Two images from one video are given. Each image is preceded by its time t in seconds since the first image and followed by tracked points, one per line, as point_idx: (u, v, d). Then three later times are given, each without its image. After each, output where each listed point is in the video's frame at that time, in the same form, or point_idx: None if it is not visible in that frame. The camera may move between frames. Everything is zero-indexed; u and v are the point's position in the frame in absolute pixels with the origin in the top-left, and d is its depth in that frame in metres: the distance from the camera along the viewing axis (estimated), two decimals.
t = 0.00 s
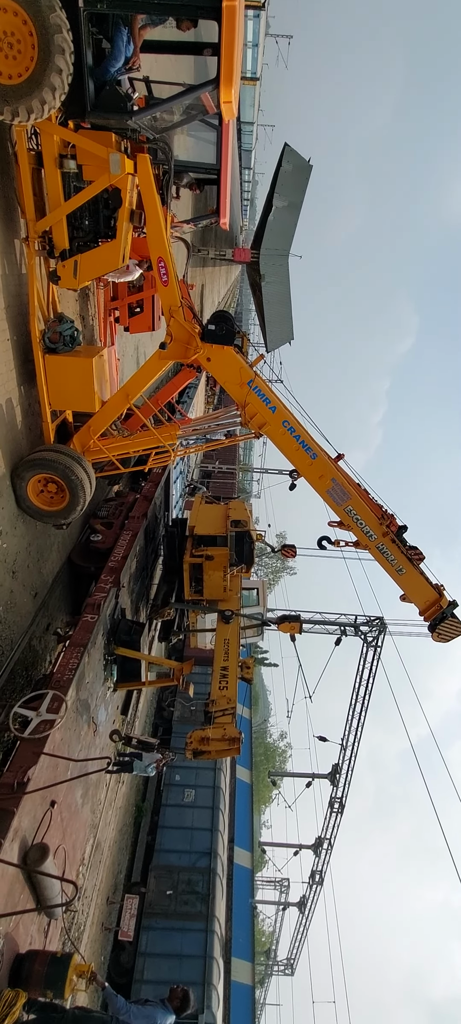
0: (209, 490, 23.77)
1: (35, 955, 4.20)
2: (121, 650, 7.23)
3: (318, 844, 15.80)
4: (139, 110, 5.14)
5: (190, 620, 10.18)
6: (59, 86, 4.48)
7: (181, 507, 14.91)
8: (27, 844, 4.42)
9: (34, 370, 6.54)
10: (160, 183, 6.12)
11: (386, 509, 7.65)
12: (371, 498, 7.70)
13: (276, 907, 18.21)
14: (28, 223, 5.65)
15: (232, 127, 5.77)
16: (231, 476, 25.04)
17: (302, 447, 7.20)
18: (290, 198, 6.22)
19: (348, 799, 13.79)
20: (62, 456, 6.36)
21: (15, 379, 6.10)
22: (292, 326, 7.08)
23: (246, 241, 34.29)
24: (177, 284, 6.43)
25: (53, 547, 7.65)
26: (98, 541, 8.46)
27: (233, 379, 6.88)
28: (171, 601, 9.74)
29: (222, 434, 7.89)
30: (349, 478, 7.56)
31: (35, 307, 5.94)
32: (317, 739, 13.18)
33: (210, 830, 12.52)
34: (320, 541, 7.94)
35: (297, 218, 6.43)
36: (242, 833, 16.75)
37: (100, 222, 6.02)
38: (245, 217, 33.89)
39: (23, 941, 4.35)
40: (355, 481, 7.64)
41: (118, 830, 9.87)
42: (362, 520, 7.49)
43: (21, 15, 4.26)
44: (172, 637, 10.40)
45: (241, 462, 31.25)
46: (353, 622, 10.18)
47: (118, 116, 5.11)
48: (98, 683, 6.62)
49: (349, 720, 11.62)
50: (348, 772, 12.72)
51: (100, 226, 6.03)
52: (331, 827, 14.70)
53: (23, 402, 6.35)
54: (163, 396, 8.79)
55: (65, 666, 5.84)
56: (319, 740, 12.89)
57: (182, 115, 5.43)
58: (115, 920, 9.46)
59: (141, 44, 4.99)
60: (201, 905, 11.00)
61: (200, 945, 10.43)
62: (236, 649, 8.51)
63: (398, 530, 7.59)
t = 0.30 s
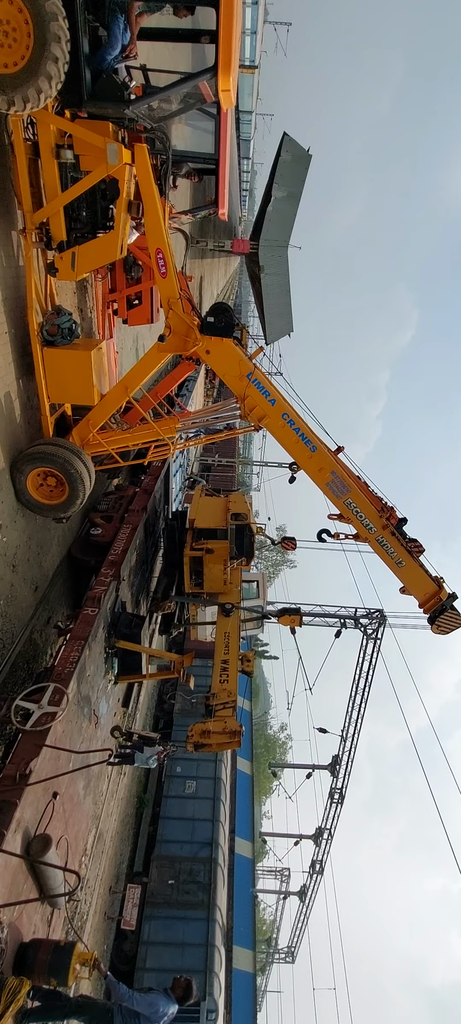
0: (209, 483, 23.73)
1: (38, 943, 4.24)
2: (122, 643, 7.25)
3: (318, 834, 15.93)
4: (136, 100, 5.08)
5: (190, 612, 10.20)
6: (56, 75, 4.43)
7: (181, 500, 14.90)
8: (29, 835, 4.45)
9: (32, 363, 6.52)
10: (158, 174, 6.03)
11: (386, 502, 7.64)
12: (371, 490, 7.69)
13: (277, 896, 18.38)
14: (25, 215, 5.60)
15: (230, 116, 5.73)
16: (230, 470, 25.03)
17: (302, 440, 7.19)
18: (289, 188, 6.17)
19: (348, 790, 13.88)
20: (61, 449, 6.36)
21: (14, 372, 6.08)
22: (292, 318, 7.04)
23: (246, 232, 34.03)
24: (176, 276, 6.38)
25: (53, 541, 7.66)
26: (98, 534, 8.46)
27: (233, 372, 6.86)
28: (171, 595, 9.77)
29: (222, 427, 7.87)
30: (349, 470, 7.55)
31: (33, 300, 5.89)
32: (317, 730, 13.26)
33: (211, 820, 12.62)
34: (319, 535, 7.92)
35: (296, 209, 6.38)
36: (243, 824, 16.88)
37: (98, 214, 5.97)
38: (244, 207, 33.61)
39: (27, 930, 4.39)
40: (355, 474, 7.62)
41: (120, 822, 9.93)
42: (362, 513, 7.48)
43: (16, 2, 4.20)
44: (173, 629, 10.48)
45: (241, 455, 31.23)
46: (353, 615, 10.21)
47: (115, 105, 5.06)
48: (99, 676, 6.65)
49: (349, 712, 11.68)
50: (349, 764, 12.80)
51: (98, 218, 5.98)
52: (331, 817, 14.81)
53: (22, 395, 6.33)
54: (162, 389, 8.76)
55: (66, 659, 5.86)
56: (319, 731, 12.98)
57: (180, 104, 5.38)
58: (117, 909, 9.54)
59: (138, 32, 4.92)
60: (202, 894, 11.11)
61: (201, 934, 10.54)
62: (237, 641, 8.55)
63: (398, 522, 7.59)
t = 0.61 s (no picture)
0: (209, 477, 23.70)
1: (40, 934, 4.28)
2: (122, 637, 7.25)
3: (318, 825, 16.04)
4: (133, 89, 5.03)
5: (191, 606, 10.20)
6: (52, 65, 4.38)
7: (181, 494, 14.89)
8: (31, 827, 4.48)
9: (31, 357, 6.48)
10: (156, 164, 6.05)
11: (386, 495, 7.64)
12: (371, 484, 7.68)
13: (278, 887, 18.52)
14: (23, 207, 5.56)
15: (229, 105, 5.62)
16: (230, 464, 25.01)
17: (302, 433, 7.17)
18: (289, 179, 6.11)
19: (348, 781, 13.95)
20: (60, 443, 6.34)
21: (12, 366, 6.05)
22: (292, 311, 6.99)
23: (245, 223, 33.79)
24: (175, 269, 6.33)
25: (53, 535, 7.65)
26: (97, 529, 8.45)
27: (232, 365, 6.83)
28: (171, 589, 9.76)
29: (221, 421, 7.85)
30: (349, 464, 7.54)
31: (31, 293, 5.85)
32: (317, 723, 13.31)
33: (212, 812, 12.70)
34: (319, 528, 7.92)
35: (295, 200, 6.31)
36: (243, 815, 17.00)
37: (96, 206, 5.91)
38: (243, 198, 33.35)
39: (30, 920, 4.42)
40: (355, 467, 7.61)
41: (121, 814, 9.98)
42: (362, 506, 7.48)
43: None
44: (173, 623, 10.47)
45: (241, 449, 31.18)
46: (352, 608, 10.23)
47: (113, 95, 5.01)
48: (99, 669, 6.67)
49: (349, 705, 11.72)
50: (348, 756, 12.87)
51: (95, 210, 5.94)
52: (331, 809, 14.91)
53: (21, 389, 6.29)
54: (161, 383, 8.72)
55: (67, 653, 5.86)
56: (319, 724, 13.04)
57: (179, 94, 5.32)
58: (119, 899, 9.61)
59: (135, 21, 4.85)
60: (203, 885, 11.21)
61: (202, 924, 10.62)
62: (237, 635, 8.57)
63: (398, 516, 7.59)
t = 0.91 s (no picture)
0: (209, 466, 23.64)
1: (44, 916, 4.34)
2: (123, 626, 7.28)
3: (317, 810, 16.23)
4: (130, 70, 4.93)
5: (190, 596, 10.21)
6: (48, 45, 4.30)
7: (180, 483, 14.87)
8: (34, 812, 4.53)
9: (28, 345, 6.42)
10: (154, 148, 5.97)
11: (386, 484, 7.62)
12: (370, 472, 7.66)
13: (277, 871, 18.79)
14: (19, 192, 5.48)
15: (228, 87, 5.50)
16: (230, 453, 24.94)
17: (301, 422, 7.13)
18: (289, 163, 6.02)
19: (347, 767, 14.10)
20: (60, 433, 6.32)
21: (10, 355, 6.00)
22: (292, 298, 6.94)
23: (244, 209, 33.39)
24: (173, 255, 6.26)
25: (53, 525, 7.65)
26: (97, 518, 8.43)
27: (231, 353, 6.78)
28: (171, 578, 9.75)
29: (220, 410, 7.82)
30: (349, 453, 7.51)
31: (28, 279, 5.79)
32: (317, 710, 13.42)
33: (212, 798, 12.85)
34: (319, 517, 7.92)
35: (296, 184, 6.23)
36: (243, 801, 17.21)
37: (93, 190, 5.84)
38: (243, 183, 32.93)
39: (33, 903, 4.47)
40: (355, 456, 7.59)
41: (122, 799, 10.09)
42: (361, 495, 7.47)
43: None
44: (173, 612, 10.46)
45: (241, 438, 31.10)
46: (352, 597, 10.26)
47: (110, 76, 4.93)
48: (100, 657, 6.70)
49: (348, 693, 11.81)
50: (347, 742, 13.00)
51: (93, 195, 5.86)
52: (330, 795, 15.08)
53: (19, 378, 6.25)
54: (160, 371, 8.67)
55: (68, 642, 5.88)
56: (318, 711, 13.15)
57: (177, 75, 5.20)
58: (121, 883, 9.75)
59: None
60: (204, 869, 11.38)
61: (203, 906, 10.79)
62: (237, 625, 8.58)
63: (398, 505, 7.58)
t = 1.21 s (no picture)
0: (209, 464, 23.59)
1: (46, 913, 4.34)
2: (123, 623, 7.28)
3: (317, 807, 16.28)
4: (129, 65, 4.89)
5: (191, 592, 10.25)
6: (46, 40, 4.27)
7: (181, 481, 14.86)
8: (36, 809, 4.53)
9: (28, 342, 6.40)
10: (154, 145, 5.95)
11: (386, 482, 7.62)
12: (371, 470, 7.65)
13: (278, 867, 18.85)
14: (18, 189, 5.46)
15: (227, 83, 5.47)
16: (230, 451, 24.91)
17: (302, 419, 7.11)
18: (289, 159, 5.98)
19: (347, 764, 14.14)
20: (59, 431, 6.30)
21: (10, 352, 5.98)
22: (292, 296, 6.92)
23: (244, 206, 33.30)
24: (173, 251, 6.23)
25: (53, 522, 7.64)
26: (97, 516, 8.43)
27: (232, 350, 6.76)
28: (172, 576, 9.69)
29: (220, 407, 7.80)
30: (349, 450, 7.50)
31: (28, 276, 5.77)
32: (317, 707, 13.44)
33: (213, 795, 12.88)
34: (319, 515, 7.91)
35: (296, 180, 6.21)
36: (244, 797, 17.26)
37: (92, 187, 5.82)
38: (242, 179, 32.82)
39: (35, 899, 4.48)
40: (355, 453, 7.57)
41: (124, 796, 10.12)
42: (362, 492, 7.46)
43: None
44: (174, 609, 10.45)
45: (241, 435, 31.05)
46: (352, 594, 10.26)
47: (109, 71, 4.89)
48: (101, 655, 6.71)
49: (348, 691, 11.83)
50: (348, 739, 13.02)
51: (92, 191, 5.84)
52: (330, 791, 15.13)
53: (19, 376, 6.24)
54: (160, 369, 8.65)
55: (68, 639, 5.88)
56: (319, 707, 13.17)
57: (176, 70, 5.17)
58: (122, 879, 9.79)
59: None
60: (205, 865, 11.43)
61: (204, 902, 10.83)
62: (238, 624, 8.57)
63: (398, 502, 7.57)
